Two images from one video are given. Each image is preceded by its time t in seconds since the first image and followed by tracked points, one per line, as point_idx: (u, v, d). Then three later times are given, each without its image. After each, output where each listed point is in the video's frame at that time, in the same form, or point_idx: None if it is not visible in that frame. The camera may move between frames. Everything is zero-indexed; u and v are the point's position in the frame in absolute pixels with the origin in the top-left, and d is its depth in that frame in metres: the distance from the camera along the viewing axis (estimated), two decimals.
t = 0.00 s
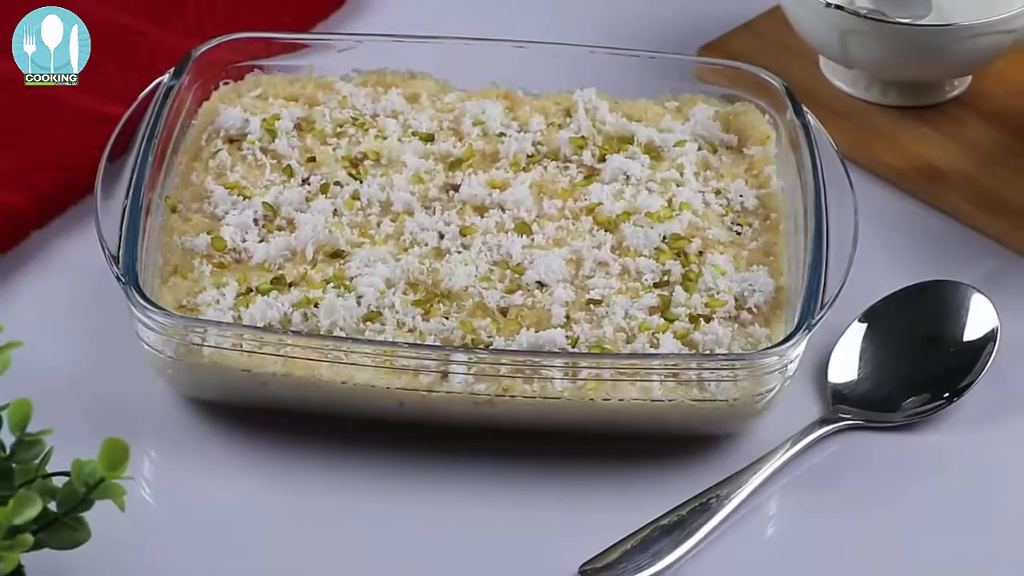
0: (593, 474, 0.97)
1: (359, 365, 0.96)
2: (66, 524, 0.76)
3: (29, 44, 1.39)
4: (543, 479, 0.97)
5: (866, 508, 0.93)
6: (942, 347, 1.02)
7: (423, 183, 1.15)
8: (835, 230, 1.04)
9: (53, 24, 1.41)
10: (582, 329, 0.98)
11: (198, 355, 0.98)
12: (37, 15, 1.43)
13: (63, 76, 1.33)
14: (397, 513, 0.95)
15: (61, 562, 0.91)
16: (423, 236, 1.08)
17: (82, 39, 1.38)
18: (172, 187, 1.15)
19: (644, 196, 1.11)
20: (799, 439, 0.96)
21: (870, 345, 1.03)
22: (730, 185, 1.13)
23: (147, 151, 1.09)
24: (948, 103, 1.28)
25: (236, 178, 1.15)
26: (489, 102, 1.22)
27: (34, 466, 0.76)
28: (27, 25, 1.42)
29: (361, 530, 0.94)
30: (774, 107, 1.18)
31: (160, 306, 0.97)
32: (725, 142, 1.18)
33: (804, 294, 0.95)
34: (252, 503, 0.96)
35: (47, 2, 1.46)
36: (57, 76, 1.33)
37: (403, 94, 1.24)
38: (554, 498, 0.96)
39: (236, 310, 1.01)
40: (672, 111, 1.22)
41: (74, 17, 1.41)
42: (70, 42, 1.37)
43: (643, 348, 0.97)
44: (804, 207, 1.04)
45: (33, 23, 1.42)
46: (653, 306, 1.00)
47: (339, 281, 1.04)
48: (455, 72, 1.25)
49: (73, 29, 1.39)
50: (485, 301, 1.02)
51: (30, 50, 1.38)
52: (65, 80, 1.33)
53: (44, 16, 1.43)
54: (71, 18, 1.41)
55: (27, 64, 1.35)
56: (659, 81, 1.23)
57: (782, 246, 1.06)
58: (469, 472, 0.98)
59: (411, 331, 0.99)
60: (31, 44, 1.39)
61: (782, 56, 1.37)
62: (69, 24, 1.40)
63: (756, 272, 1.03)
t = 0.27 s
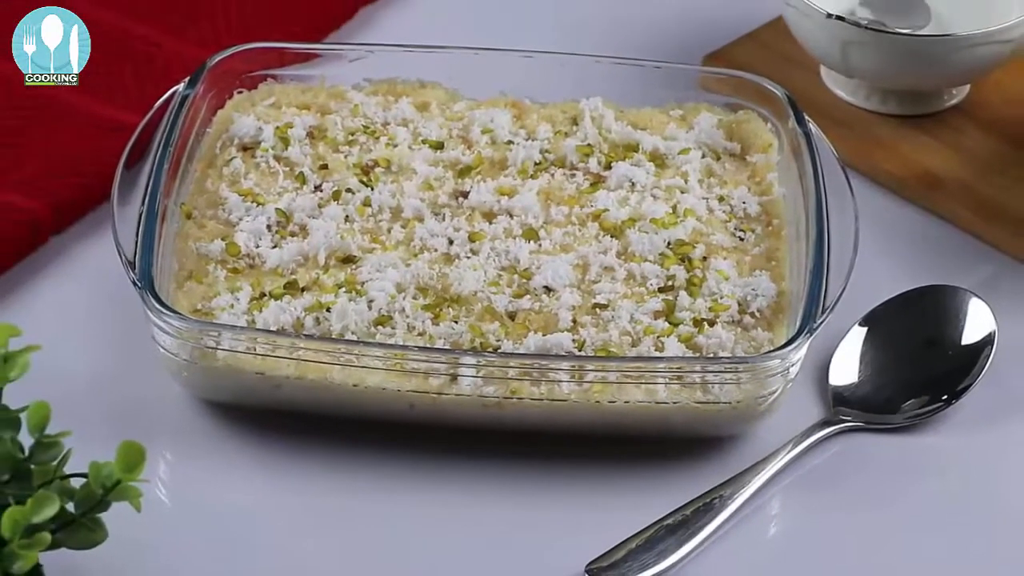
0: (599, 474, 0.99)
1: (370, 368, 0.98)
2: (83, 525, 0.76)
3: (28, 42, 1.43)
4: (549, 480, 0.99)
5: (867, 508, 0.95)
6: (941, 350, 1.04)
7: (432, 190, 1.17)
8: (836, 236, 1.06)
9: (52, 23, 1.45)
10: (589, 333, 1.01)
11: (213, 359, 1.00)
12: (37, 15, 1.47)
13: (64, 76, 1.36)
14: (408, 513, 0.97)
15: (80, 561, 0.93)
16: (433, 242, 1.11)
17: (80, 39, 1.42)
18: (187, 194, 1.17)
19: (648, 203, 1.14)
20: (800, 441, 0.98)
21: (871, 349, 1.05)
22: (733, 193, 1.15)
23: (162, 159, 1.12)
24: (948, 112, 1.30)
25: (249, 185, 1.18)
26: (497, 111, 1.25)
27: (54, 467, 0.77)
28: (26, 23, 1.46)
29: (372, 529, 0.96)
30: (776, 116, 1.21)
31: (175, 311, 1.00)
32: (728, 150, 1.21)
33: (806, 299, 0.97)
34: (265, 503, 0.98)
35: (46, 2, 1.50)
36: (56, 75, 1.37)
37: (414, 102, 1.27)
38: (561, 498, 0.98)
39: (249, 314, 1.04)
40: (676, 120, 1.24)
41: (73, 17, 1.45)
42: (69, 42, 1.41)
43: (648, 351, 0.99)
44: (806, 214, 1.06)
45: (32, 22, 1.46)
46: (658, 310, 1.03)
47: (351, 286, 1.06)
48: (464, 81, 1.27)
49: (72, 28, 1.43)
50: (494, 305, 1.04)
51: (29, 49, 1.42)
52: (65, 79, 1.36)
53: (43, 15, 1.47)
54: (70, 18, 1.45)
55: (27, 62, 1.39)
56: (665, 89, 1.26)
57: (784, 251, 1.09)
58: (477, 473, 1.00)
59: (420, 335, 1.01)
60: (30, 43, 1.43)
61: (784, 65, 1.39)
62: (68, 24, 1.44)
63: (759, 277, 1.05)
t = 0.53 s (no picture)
0: (604, 476, 1.02)
1: (381, 371, 1.00)
2: (101, 523, 0.79)
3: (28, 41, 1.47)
4: (556, 481, 1.02)
5: (867, 509, 0.97)
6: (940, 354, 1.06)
7: (442, 197, 1.20)
8: (837, 242, 1.08)
9: (53, 24, 1.49)
10: (595, 337, 1.03)
11: (227, 362, 1.02)
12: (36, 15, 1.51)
13: (65, 76, 1.40)
14: (417, 513, 0.99)
15: (99, 559, 0.95)
16: (443, 248, 1.13)
17: (80, 39, 1.46)
18: (202, 201, 1.20)
19: (653, 210, 1.16)
20: (801, 442, 1.01)
21: (871, 353, 1.07)
22: (736, 200, 1.17)
23: (178, 166, 1.14)
24: (949, 120, 1.32)
25: (263, 192, 1.20)
26: (506, 120, 1.27)
27: (71, 467, 0.80)
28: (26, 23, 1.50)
29: (383, 529, 0.98)
30: (778, 124, 1.23)
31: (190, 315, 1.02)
32: (732, 158, 1.23)
33: (808, 304, 0.99)
34: (279, 503, 1.00)
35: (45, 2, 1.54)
36: (58, 75, 1.40)
37: (424, 111, 1.29)
38: (567, 498, 1.00)
39: (263, 318, 1.06)
40: (681, 128, 1.26)
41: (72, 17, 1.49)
42: (68, 41, 1.45)
43: (653, 355, 1.01)
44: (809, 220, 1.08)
45: (32, 23, 1.50)
46: (663, 314, 1.05)
47: (362, 291, 1.09)
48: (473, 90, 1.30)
49: (72, 29, 1.48)
50: (502, 309, 1.06)
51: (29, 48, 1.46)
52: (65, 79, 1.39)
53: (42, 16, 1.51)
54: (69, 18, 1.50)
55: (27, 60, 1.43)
56: (670, 98, 1.28)
57: (786, 256, 1.11)
58: (485, 474, 1.02)
59: (431, 338, 1.04)
60: (29, 42, 1.47)
61: (786, 75, 1.41)
62: (68, 23, 1.48)
63: (761, 282, 1.08)
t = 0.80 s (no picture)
0: (610, 476, 1.04)
1: (392, 374, 1.02)
2: (117, 523, 0.81)
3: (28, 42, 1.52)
4: (563, 481, 1.04)
5: (868, 509, 0.99)
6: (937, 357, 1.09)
7: (452, 204, 1.22)
8: (838, 249, 1.11)
9: (51, 24, 1.54)
10: (601, 341, 1.05)
11: (242, 364, 1.05)
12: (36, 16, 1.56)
13: (65, 76, 1.44)
14: (428, 512, 1.02)
15: (118, 557, 0.98)
16: (452, 253, 1.16)
17: (78, 39, 1.50)
18: (217, 208, 1.22)
19: (659, 216, 1.18)
20: (803, 444, 1.03)
21: (871, 356, 1.10)
22: (739, 207, 1.20)
23: (194, 173, 1.17)
24: (950, 128, 1.35)
25: (277, 200, 1.23)
26: (514, 128, 1.30)
27: (89, 468, 0.81)
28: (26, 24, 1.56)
29: (394, 528, 1.01)
30: (780, 133, 1.25)
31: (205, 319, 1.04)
32: (735, 166, 1.26)
33: (809, 308, 1.01)
34: (292, 503, 1.03)
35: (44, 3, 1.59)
36: (56, 75, 1.45)
37: (434, 120, 1.32)
38: (574, 498, 1.02)
39: (277, 322, 1.09)
40: (685, 137, 1.29)
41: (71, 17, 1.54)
42: (66, 41, 1.50)
43: (658, 358, 1.03)
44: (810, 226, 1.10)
45: (33, 23, 1.56)
46: (668, 319, 1.07)
47: (374, 296, 1.11)
48: (482, 99, 1.33)
49: (70, 29, 1.52)
50: (510, 313, 1.09)
51: (28, 48, 1.51)
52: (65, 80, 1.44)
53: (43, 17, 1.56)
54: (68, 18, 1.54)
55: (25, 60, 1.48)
56: (675, 107, 1.31)
57: (788, 262, 1.14)
58: (494, 474, 1.05)
59: (441, 342, 1.06)
60: (29, 43, 1.52)
61: (788, 84, 1.44)
62: (67, 24, 1.53)
63: (764, 287, 1.10)
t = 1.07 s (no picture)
0: (616, 477, 1.07)
1: (403, 377, 1.05)
2: (134, 522, 0.84)
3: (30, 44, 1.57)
4: (570, 482, 1.06)
5: (868, 510, 1.02)
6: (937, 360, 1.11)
7: (462, 211, 1.25)
8: (839, 255, 1.13)
9: (52, 24, 1.59)
10: (608, 344, 1.08)
11: (256, 368, 1.07)
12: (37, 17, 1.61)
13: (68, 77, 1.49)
14: (438, 512, 1.05)
15: (136, 556, 1.01)
16: (462, 259, 1.18)
17: (79, 40, 1.55)
18: (233, 214, 1.25)
19: (664, 223, 1.21)
20: (805, 445, 1.05)
21: (872, 360, 1.12)
22: (743, 213, 1.22)
23: (210, 181, 1.20)
24: (950, 136, 1.37)
25: (290, 207, 1.26)
26: (522, 137, 1.33)
27: (106, 469, 0.84)
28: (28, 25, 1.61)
29: (405, 527, 1.03)
30: (783, 141, 1.28)
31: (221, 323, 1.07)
32: (738, 173, 1.29)
33: (811, 313, 1.04)
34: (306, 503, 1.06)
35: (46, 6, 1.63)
36: (57, 75, 1.49)
37: (444, 129, 1.35)
38: (580, 499, 1.05)
39: (290, 326, 1.11)
40: (690, 145, 1.32)
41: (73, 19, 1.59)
42: (67, 43, 1.54)
43: (663, 361, 1.06)
44: (812, 233, 1.13)
45: (33, 23, 1.61)
46: (672, 323, 1.10)
47: (385, 300, 1.14)
48: (491, 108, 1.36)
49: (72, 30, 1.57)
50: (519, 318, 1.11)
51: (30, 50, 1.56)
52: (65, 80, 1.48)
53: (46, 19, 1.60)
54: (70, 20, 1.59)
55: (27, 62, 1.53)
56: (680, 116, 1.33)
57: (791, 267, 1.16)
58: (502, 475, 1.07)
59: (451, 346, 1.09)
60: (31, 44, 1.57)
61: (792, 93, 1.46)
62: (68, 25, 1.58)
63: (767, 292, 1.13)
